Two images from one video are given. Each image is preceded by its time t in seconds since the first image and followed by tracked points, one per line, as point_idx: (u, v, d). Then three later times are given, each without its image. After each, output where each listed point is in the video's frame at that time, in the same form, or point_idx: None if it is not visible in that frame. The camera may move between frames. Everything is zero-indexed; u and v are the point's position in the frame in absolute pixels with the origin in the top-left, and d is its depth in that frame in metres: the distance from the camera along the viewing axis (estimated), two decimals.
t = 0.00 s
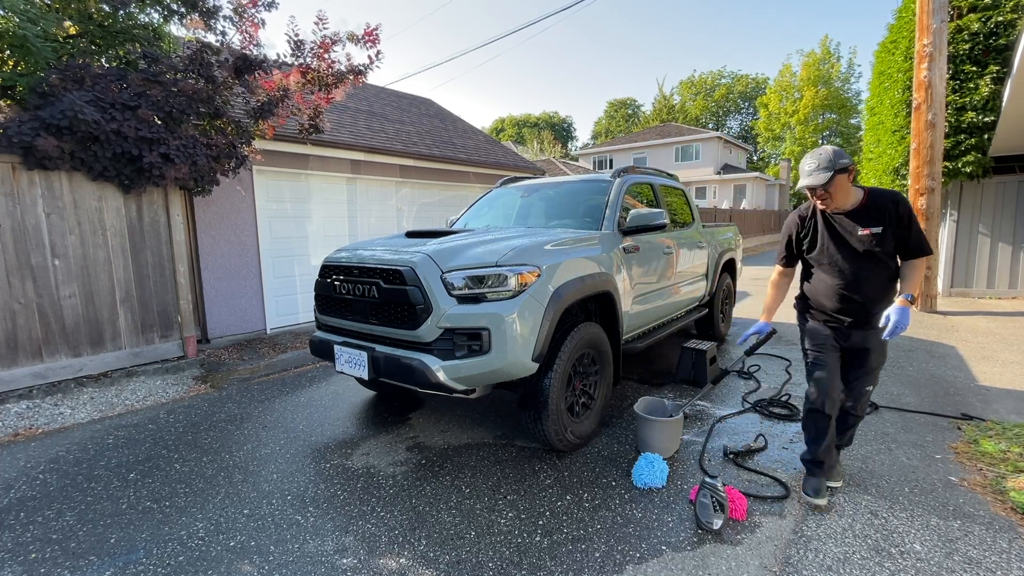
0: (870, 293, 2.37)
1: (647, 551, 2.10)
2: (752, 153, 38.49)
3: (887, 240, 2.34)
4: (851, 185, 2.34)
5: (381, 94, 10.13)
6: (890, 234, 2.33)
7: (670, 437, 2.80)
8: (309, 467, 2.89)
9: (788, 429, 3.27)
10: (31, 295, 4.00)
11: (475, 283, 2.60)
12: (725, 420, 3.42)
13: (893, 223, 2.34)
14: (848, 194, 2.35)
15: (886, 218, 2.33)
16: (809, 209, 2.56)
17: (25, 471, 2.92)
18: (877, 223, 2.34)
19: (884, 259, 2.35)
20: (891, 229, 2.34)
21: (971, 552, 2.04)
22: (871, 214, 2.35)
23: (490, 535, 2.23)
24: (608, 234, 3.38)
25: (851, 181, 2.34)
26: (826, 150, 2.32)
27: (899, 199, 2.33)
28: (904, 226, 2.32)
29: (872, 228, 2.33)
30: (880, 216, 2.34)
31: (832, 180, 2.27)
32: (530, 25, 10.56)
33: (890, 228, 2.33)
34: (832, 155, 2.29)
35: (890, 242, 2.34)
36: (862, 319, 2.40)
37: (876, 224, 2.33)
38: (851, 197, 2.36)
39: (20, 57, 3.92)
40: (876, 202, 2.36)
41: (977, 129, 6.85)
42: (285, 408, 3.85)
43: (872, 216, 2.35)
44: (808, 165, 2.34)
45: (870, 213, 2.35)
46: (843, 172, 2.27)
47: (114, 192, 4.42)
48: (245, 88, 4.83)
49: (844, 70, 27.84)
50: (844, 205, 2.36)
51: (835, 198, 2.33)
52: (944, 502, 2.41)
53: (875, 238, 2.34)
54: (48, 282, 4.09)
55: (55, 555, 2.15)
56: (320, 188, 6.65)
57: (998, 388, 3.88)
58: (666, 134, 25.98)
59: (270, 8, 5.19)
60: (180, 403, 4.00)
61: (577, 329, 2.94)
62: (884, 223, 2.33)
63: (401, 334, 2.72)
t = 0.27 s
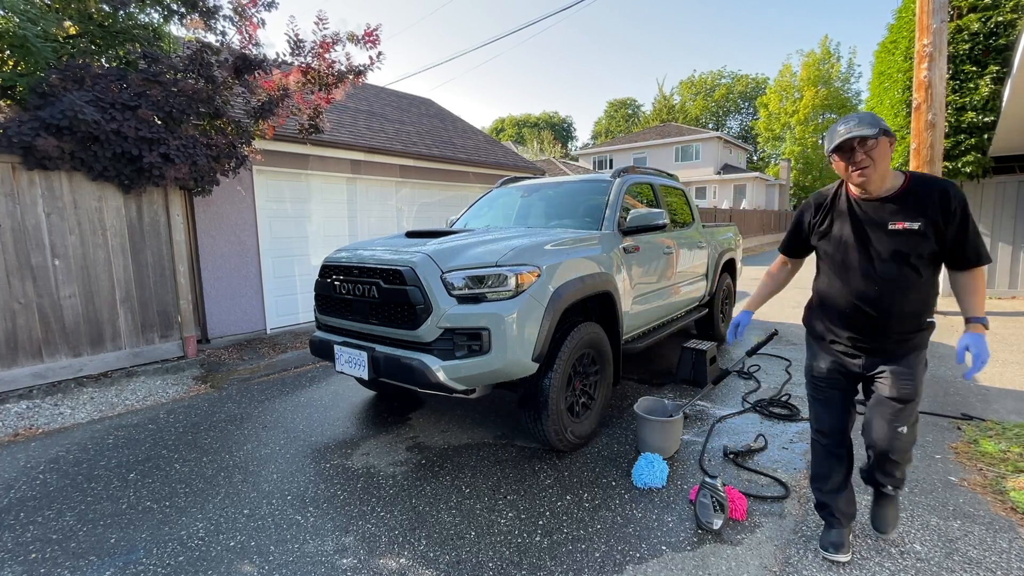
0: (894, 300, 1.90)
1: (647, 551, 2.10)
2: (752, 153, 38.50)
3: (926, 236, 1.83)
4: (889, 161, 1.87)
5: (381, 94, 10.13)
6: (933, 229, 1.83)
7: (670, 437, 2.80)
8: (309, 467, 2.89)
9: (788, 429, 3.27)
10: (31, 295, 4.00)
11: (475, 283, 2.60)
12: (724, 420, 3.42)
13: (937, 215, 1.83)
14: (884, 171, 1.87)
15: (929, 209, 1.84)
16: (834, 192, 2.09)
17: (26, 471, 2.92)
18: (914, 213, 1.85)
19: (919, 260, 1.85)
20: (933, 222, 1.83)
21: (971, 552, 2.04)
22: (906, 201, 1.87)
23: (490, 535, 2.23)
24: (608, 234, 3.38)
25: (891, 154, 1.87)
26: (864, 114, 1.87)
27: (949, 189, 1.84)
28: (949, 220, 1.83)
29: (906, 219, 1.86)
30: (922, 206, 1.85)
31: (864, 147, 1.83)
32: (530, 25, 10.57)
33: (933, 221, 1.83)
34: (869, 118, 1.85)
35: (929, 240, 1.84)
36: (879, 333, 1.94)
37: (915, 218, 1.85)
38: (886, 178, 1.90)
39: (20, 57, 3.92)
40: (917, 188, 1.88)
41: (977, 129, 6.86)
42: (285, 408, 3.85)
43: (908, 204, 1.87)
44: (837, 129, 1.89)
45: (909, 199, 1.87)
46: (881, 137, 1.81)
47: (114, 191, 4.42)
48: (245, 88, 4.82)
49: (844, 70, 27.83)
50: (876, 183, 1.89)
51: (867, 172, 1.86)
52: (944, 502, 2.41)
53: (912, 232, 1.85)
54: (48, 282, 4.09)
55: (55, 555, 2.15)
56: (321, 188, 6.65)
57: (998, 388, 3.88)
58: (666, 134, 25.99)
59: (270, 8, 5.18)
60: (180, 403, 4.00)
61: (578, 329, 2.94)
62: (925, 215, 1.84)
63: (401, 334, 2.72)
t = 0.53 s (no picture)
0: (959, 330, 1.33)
1: (647, 551, 2.10)
2: (752, 154, 38.52)
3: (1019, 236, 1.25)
4: (965, 131, 1.34)
5: (381, 94, 10.13)
6: None
7: (670, 437, 2.80)
8: (309, 467, 2.89)
9: (788, 429, 3.27)
10: (31, 296, 4.00)
11: (475, 283, 2.60)
12: (724, 420, 3.42)
13: None
14: (956, 146, 1.34)
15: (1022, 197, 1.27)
16: (880, 178, 1.54)
17: (26, 471, 2.92)
18: (998, 203, 1.29)
19: (1007, 273, 1.26)
20: None
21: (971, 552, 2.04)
22: (987, 186, 1.31)
23: (490, 535, 2.23)
24: (608, 234, 3.38)
25: (966, 122, 1.34)
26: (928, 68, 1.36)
27: None
28: None
29: (986, 214, 1.30)
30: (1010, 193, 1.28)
31: (926, 112, 1.32)
32: (530, 25, 10.58)
33: None
34: (938, 72, 1.33)
35: None
36: (948, 377, 1.37)
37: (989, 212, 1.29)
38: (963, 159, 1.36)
39: (20, 57, 3.92)
40: (1003, 170, 1.31)
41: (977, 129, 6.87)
42: (285, 408, 3.85)
43: (988, 191, 1.31)
44: (887, 89, 1.38)
45: (987, 184, 1.31)
46: (951, 98, 1.29)
47: (114, 191, 4.42)
48: (245, 88, 4.82)
49: (844, 70, 27.83)
50: (944, 162, 1.36)
51: (928, 146, 1.35)
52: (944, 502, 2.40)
53: (993, 231, 1.28)
54: (48, 283, 4.09)
55: (55, 555, 2.15)
56: (321, 188, 6.65)
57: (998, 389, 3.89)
58: (666, 134, 25.99)
59: (270, 8, 5.18)
60: (180, 403, 4.00)
61: (577, 329, 2.94)
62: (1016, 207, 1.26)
63: (401, 334, 2.72)
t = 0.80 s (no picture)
0: (905, 392, 1.10)
1: (647, 551, 2.10)
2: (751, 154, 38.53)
3: (949, 284, 1.02)
4: (881, 147, 1.10)
5: (381, 94, 10.14)
6: (966, 270, 1.00)
7: (670, 437, 2.81)
8: (308, 467, 2.89)
9: (788, 429, 3.27)
10: (31, 296, 4.01)
11: (475, 283, 2.60)
12: (725, 420, 3.42)
13: (972, 246, 1.00)
14: (870, 167, 1.09)
15: (954, 232, 1.02)
16: (809, 206, 1.33)
17: (25, 471, 2.92)
18: (924, 240, 1.06)
19: (951, 330, 1.02)
20: (960, 258, 1.01)
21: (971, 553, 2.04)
22: (914, 220, 1.08)
23: (490, 535, 2.23)
24: (608, 234, 3.38)
25: (881, 137, 1.10)
26: (834, 72, 1.14)
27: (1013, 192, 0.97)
28: (995, 258, 0.97)
29: (915, 256, 1.07)
30: (944, 226, 1.04)
31: (827, 125, 1.09)
32: (530, 25, 10.58)
33: (960, 256, 1.01)
34: (845, 77, 1.11)
35: (960, 292, 1.01)
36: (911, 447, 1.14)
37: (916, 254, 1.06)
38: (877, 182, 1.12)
39: (20, 57, 3.92)
40: (934, 195, 1.07)
41: (976, 129, 6.88)
42: (285, 409, 3.85)
43: (915, 225, 1.08)
44: (787, 99, 1.17)
45: (915, 217, 1.08)
46: (854, 105, 1.06)
47: (114, 191, 4.42)
48: (246, 87, 4.83)
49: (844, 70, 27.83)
50: (857, 187, 1.11)
51: (834, 167, 1.10)
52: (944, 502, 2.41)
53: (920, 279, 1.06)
54: (48, 283, 4.09)
55: (55, 556, 2.15)
56: (321, 188, 6.65)
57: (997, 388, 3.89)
58: (666, 134, 25.99)
59: (270, 8, 5.18)
60: (180, 403, 4.00)
61: (577, 329, 2.94)
62: (947, 244, 1.03)
63: (401, 334, 2.72)
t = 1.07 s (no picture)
0: (848, 412, 1.10)
1: (647, 551, 2.10)
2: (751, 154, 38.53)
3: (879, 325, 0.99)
4: (803, 170, 1.04)
5: (381, 94, 10.14)
6: (893, 310, 0.97)
7: (670, 437, 2.80)
8: (309, 467, 2.89)
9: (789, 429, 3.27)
10: (31, 295, 4.01)
11: (475, 283, 2.60)
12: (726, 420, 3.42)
13: (899, 284, 0.96)
14: (796, 194, 1.03)
15: (880, 269, 0.98)
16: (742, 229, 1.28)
17: (25, 471, 2.92)
18: (852, 278, 1.02)
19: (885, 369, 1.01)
20: (887, 297, 0.97)
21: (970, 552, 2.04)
22: (841, 255, 1.04)
23: (490, 535, 2.23)
24: (608, 234, 3.39)
25: (802, 158, 1.04)
26: (740, 88, 1.07)
27: (938, 225, 0.91)
28: (919, 297, 0.93)
29: (844, 294, 1.04)
30: (870, 262, 0.99)
31: (746, 153, 1.01)
32: (531, 25, 10.58)
33: (887, 296, 0.97)
34: (753, 94, 1.04)
35: (888, 331, 0.98)
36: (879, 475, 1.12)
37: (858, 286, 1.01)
38: (808, 204, 1.06)
39: (20, 57, 3.92)
40: (860, 228, 1.02)
41: (976, 129, 6.88)
42: (285, 409, 3.85)
43: (841, 261, 1.04)
44: (699, 122, 1.09)
45: (842, 253, 1.04)
46: (771, 131, 0.99)
47: (114, 191, 4.42)
48: (246, 88, 4.82)
49: (844, 70, 27.82)
50: (785, 216, 1.04)
51: (760, 198, 1.03)
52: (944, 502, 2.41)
53: (850, 318, 1.03)
54: (48, 282, 4.09)
55: (55, 555, 2.15)
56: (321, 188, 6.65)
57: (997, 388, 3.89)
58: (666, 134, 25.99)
59: (270, 8, 5.18)
60: (180, 403, 4.00)
61: (578, 329, 2.94)
62: (874, 281, 0.99)
63: (401, 334, 2.72)
